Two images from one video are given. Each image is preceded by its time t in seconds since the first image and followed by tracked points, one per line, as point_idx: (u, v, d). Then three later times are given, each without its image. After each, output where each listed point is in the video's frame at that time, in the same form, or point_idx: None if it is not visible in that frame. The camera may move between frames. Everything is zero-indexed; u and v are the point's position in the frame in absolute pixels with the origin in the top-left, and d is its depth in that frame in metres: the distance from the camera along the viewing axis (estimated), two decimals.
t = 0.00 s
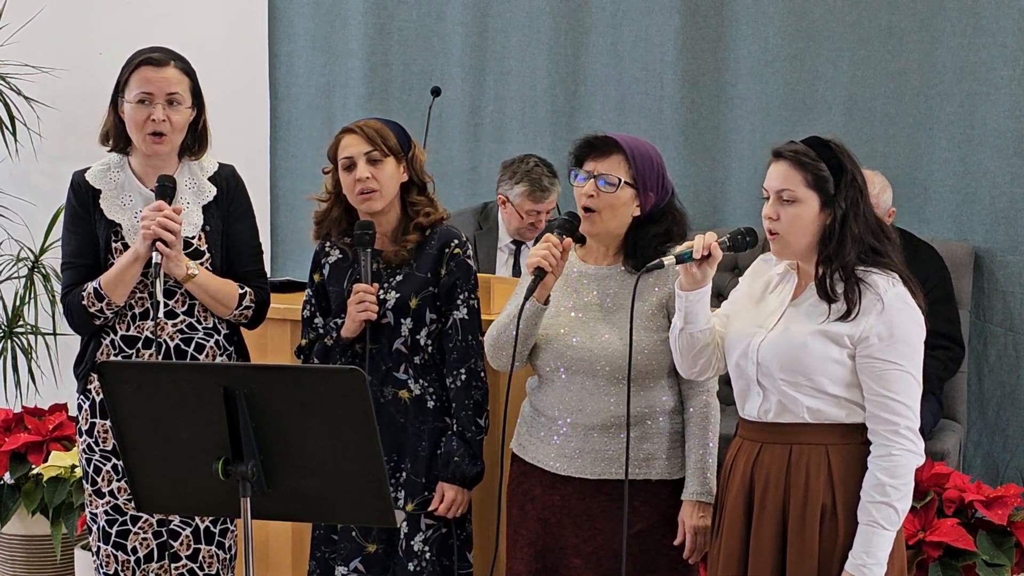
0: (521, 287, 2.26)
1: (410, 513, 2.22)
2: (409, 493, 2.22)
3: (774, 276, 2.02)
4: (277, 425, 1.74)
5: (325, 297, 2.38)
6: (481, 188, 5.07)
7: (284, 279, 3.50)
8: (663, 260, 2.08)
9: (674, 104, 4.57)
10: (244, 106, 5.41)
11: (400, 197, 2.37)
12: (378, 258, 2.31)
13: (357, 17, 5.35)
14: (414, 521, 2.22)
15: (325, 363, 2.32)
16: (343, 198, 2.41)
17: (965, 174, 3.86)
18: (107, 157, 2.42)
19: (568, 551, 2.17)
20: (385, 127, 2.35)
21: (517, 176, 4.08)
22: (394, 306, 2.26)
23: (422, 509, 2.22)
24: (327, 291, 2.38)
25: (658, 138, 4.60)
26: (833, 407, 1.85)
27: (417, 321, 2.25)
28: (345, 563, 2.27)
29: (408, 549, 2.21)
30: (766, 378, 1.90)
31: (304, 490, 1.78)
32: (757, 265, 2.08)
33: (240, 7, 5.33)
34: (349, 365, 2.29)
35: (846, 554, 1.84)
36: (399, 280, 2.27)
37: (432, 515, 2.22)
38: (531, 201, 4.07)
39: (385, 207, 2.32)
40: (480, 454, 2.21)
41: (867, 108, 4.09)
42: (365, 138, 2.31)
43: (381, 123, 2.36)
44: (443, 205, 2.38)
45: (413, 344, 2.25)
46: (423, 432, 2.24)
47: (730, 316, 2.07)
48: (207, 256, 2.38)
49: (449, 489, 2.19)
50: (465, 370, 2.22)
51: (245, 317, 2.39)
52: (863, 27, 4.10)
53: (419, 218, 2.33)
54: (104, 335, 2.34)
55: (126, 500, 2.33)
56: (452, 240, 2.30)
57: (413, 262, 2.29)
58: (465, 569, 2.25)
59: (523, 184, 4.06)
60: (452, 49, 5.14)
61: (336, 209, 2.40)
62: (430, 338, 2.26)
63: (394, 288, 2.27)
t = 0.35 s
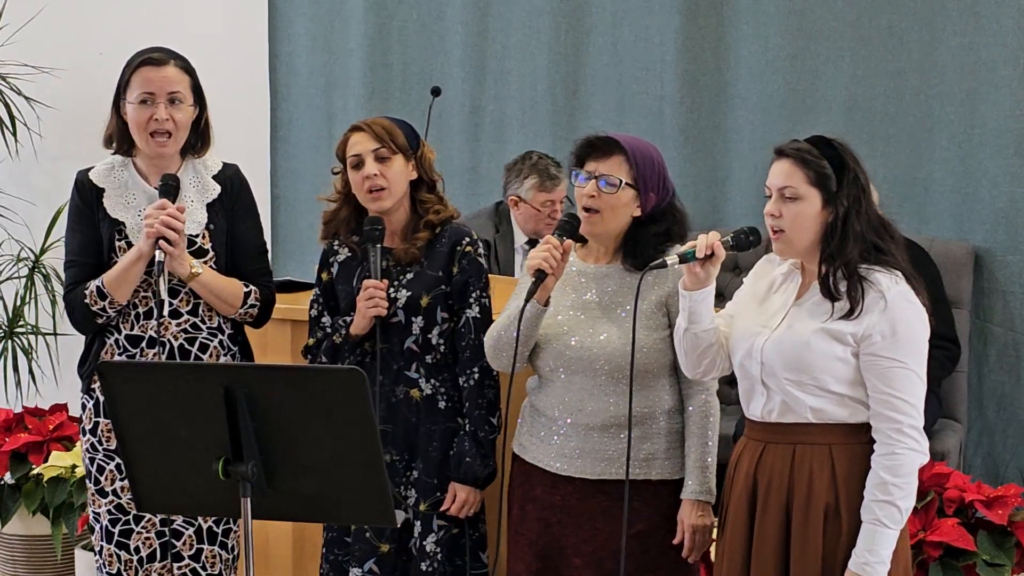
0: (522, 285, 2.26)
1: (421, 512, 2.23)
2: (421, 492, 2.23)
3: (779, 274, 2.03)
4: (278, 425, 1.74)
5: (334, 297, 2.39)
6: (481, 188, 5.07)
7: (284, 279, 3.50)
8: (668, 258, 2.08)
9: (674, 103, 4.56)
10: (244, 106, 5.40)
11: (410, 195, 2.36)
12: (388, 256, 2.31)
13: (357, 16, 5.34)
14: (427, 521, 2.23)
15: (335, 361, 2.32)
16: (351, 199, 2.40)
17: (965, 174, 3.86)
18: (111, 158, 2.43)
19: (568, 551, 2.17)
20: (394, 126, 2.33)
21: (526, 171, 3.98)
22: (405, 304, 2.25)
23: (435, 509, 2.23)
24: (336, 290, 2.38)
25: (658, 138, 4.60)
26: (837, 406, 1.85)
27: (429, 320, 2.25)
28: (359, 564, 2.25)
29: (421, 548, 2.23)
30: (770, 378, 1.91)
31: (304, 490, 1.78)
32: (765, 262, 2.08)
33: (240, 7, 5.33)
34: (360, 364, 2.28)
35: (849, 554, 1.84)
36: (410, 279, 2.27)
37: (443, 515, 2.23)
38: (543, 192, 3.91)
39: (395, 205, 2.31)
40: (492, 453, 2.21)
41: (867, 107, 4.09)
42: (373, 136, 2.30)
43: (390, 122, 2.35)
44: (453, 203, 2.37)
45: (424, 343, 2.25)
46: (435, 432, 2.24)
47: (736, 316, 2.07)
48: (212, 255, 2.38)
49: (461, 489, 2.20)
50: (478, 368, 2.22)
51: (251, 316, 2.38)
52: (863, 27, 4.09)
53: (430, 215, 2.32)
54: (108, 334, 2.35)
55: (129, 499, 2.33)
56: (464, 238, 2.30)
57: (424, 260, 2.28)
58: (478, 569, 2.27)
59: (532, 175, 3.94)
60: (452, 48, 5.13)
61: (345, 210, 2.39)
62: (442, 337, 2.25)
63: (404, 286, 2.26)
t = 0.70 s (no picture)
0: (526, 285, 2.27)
1: (427, 514, 2.24)
2: (427, 493, 2.24)
3: (783, 274, 2.03)
4: (278, 425, 1.74)
5: (340, 298, 2.38)
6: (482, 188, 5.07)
7: (285, 278, 3.49)
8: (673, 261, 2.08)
9: (675, 103, 4.56)
10: (244, 106, 5.41)
11: (415, 195, 2.36)
12: (394, 257, 2.31)
13: (358, 16, 5.34)
14: (431, 523, 2.23)
15: (342, 363, 2.33)
16: (357, 199, 2.40)
17: (965, 174, 3.87)
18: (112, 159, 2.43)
19: (570, 551, 2.17)
20: (399, 126, 2.33)
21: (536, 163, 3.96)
22: (411, 304, 2.25)
23: (440, 510, 2.23)
24: (342, 291, 2.37)
25: (658, 138, 4.60)
26: (841, 407, 1.85)
27: (434, 321, 2.25)
28: (367, 567, 2.26)
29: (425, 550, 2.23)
30: (774, 379, 1.91)
31: (304, 490, 1.78)
32: (768, 263, 2.08)
33: (240, 7, 5.33)
34: (367, 365, 2.29)
35: (858, 554, 1.84)
36: (416, 279, 2.27)
37: (446, 517, 2.24)
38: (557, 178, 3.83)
39: (402, 206, 2.31)
40: (497, 455, 2.20)
41: (867, 108, 4.09)
42: (379, 137, 2.30)
43: (396, 122, 2.35)
44: (459, 203, 2.37)
45: (430, 343, 2.24)
46: (440, 433, 2.24)
47: (740, 316, 2.07)
48: (213, 255, 2.39)
49: (466, 491, 2.20)
50: (485, 370, 2.23)
51: (252, 316, 2.39)
52: (863, 27, 4.09)
53: (436, 215, 2.32)
54: (111, 334, 2.35)
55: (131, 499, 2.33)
56: (470, 237, 2.29)
57: (431, 261, 2.28)
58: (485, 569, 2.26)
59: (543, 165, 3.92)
60: (452, 49, 5.13)
61: (351, 210, 2.39)
62: (448, 339, 2.25)
63: (410, 286, 2.26)
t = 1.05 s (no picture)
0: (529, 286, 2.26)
1: (431, 515, 2.24)
2: (430, 495, 2.24)
3: (787, 274, 2.02)
4: (279, 425, 1.74)
5: (344, 299, 2.38)
6: (482, 188, 5.07)
7: (285, 278, 3.49)
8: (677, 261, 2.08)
9: (675, 103, 4.56)
10: (244, 106, 5.40)
11: (419, 196, 2.36)
12: (398, 258, 2.31)
13: (357, 16, 5.34)
14: (435, 524, 2.24)
15: (345, 364, 2.33)
16: (361, 199, 2.40)
17: (966, 174, 3.87)
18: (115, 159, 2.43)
19: (572, 552, 2.17)
20: (403, 126, 2.34)
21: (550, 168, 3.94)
22: (415, 306, 2.25)
23: (443, 511, 2.24)
24: (346, 292, 2.37)
25: (659, 138, 4.60)
26: (845, 407, 1.85)
27: (438, 322, 2.25)
28: (370, 568, 2.26)
29: (430, 552, 2.23)
30: (778, 380, 1.90)
31: (305, 491, 1.78)
32: (772, 263, 2.08)
33: (240, 7, 5.32)
34: (370, 366, 2.29)
35: (860, 555, 1.84)
36: (421, 280, 2.27)
37: (450, 518, 2.24)
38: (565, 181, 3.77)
39: (405, 206, 2.31)
40: (501, 457, 2.21)
41: (868, 108, 4.09)
42: (383, 137, 2.30)
43: (400, 122, 2.35)
44: (463, 204, 2.37)
45: (434, 345, 2.25)
46: (443, 435, 2.24)
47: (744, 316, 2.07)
48: (217, 254, 2.39)
49: (468, 493, 2.20)
50: (488, 371, 2.23)
51: (254, 316, 2.39)
52: (863, 27, 4.10)
53: (440, 216, 2.32)
54: (113, 334, 2.34)
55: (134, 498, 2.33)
56: (474, 239, 2.29)
57: (434, 262, 2.28)
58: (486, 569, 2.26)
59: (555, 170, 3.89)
60: (452, 49, 5.13)
61: (355, 210, 2.39)
62: (452, 340, 2.25)
63: (415, 287, 2.27)
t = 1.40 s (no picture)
0: (528, 286, 2.26)
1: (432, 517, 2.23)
2: (430, 497, 2.23)
3: (791, 275, 2.02)
4: (279, 426, 1.74)
5: (344, 298, 2.38)
6: (482, 188, 5.07)
7: (286, 279, 3.49)
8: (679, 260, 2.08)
9: (675, 103, 4.56)
10: (244, 106, 5.41)
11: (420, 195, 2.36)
12: (398, 258, 2.31)
13: (357, 16, 5.34)
14: (435, 525, 2.23)
15: (345, 363, 2.33)
16: (362, 198, 2.40)
17: (966, 174, 3.87)
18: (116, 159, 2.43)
19: (572, 553, 2.17)
20: (405, 126, 2.33)
21: (538, 169, 3.99)
22: (415, 306, 2.25)
23: (443, 512, 2.23)
24: (346, 291, 2.37)
25: (659, 137, 4.60)
26: (844, 408, 1.85)
27: (438, 322, 2.25)
28: (371, 566, 2.27)
29: (434, 553, 2.23)
30: (778, 379, 1.91)
31: (304, 490, 1.78)
32: (777, 265, 2.08)
33: (240, 7, 5.33)
34: (369, 366, 2.29)
35: (855, 556, 1.84)
36: (421, 280, 2.27)
37: (450, 518, 2.24)
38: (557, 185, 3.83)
39: (405, 205, 2.31)
40: (499, 456, 2.21)
41: (868, 108, 4.09)
42: (384, 136, 2.30)
43: (402, 121, 2.35)
44: (463, 203, 2.37)
45: (433, 345, 2.25)
46: (443, 434, 2.24)
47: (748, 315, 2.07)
48: (218, 254, 2.39)
49: (467, 493, 2.21)
50: (487, 372, 2.22)
51: (255, 316, 2.39)
52: (863, 27, 4.10)
53: (440, 216, 2.33)
54: (114, 333, 2.34)
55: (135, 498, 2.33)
56: (474, 239, 2.29)
57: (434, 262, 2.28)
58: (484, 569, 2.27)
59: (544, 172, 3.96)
60: (452, 48, 5.13)
61: (355, 209, 2.39)
62: (451, 340, 2.25)
63: (414, 288, 2.27)
